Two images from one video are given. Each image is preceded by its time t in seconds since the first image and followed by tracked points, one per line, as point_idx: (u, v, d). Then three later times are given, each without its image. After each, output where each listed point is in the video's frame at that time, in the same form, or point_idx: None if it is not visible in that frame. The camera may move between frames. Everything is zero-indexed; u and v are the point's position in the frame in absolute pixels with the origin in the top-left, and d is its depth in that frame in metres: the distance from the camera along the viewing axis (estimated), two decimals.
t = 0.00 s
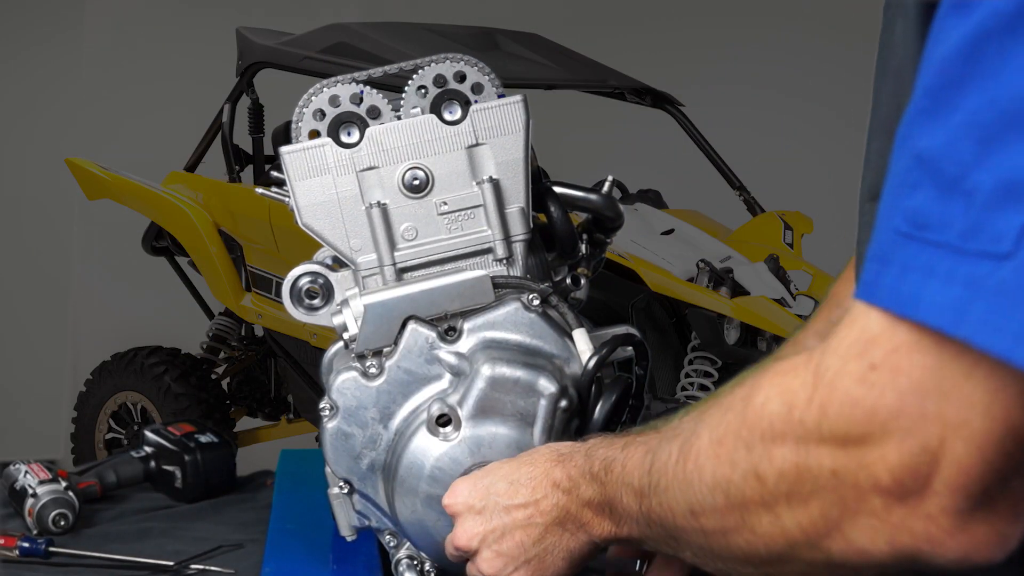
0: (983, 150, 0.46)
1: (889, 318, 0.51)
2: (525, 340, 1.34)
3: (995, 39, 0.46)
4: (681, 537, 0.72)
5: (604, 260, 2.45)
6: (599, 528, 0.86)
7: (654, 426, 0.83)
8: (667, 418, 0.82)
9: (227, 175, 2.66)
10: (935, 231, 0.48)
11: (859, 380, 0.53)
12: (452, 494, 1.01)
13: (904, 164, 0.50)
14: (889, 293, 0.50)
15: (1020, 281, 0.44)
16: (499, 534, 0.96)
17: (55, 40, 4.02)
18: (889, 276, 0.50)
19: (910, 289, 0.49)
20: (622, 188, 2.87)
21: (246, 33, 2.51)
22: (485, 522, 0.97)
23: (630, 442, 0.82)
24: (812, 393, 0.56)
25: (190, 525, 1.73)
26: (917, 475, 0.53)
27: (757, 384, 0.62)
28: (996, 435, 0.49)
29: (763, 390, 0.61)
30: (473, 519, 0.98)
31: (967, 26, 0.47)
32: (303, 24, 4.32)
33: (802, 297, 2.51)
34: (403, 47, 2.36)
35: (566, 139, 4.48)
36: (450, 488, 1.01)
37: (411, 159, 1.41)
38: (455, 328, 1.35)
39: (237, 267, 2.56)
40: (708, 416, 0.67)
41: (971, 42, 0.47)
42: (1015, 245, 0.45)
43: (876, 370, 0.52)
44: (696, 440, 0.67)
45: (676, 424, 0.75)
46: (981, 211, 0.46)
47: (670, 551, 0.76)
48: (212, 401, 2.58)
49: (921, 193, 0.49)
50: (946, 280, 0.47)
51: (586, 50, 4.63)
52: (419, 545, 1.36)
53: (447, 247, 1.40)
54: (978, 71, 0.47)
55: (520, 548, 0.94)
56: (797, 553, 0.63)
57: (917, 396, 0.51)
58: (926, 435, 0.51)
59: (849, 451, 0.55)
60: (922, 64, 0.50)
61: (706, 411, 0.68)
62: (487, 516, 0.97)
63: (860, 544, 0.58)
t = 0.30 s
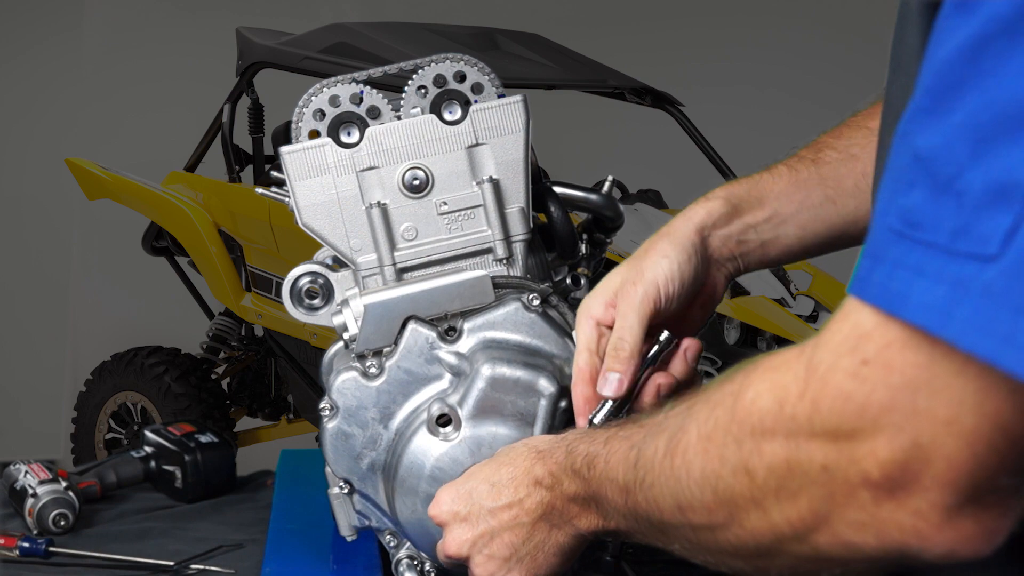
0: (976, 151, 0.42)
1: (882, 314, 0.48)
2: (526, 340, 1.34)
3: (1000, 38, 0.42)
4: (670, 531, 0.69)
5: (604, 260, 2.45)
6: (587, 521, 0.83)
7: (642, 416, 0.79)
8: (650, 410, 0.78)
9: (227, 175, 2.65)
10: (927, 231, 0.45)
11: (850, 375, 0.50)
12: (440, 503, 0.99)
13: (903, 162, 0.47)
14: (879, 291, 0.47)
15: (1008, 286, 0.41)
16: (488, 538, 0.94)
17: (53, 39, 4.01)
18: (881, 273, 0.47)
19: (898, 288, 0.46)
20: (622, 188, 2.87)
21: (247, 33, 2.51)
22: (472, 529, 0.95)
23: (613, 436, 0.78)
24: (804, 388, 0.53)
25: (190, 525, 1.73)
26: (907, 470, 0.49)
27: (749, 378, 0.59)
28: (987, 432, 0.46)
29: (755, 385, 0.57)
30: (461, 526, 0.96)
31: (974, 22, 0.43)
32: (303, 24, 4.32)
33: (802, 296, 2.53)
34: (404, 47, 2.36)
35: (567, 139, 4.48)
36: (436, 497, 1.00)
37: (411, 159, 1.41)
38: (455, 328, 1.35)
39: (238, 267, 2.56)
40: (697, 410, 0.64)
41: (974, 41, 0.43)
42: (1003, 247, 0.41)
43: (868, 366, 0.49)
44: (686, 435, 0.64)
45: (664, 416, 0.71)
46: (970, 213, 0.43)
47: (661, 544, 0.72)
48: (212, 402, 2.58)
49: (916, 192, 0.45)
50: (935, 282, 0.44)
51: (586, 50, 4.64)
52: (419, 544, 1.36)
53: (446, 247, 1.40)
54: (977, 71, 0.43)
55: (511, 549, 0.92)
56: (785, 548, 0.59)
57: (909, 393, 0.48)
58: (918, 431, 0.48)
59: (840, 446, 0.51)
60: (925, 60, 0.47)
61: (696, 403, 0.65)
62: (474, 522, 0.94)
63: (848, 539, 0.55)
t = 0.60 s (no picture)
0: (989, 148, 0.41)
1: (891, 311, 0.48)
2: (526, 340, 1.34)
3: (1009, 32, 0.41)
4: (673, 535, 0.68)
5: (603, 260, 2.45)
6: (591, 526, 0.82)
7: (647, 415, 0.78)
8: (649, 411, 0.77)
9: (227, 175, 2.65)
10: (938, 225, 0.43)
11: (859, 374, 0.50)
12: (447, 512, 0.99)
13: (910, 159, 0.45)
14: (888, 287, 0.46)
15: None
16: (496, 553, 0.93)
17: (53, 40, 3.95)
18: (889, 269, 0.46)
19: (908, 285, 0.45)
20: (622, 188, 2.87)
21: (247, 33, 2.51)
22: (481, 542, 0.94)
23: (614, 440, 0.77)
24: (812, 387, 0.53)
25: (191, 525, 1.73)
26: (915, 468, 0.49)
27: (755, 379, 0.58)
28: (994, 429, 0.46)
29: (761, 386, 0.57)
30: (469, 540, 0.96)
31: (984, 21, 0.42)
32: (303, 24, 4.32)
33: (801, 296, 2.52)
34: (403, 47, 2.36)
35: (567, 139, 4.48)
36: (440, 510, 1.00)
37: (411, 159, 1.41)
38: (455, 328, 1.35)
39: (238, 267, 2.56)
40: (700, 409, 0.64)
41: (986, 37, 0.42)
42: (1018, 244, 0.41)
43: (876, 364, 0.49)
44: (689, 437, 0.63)
45: (665, 417, 0.71)
46: (984, 209, 0.42)
47: (663, 546, 0.71)
48: (212, 402, 2.58)
49: (928, 189, 0.44)
50: (946, 277, 0.43)
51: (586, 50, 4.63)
52: (418, 544, 1.36)
53: (447, 247, 1.40)
54: (991, 66, 0.42)
55: (521, 561, 0.91)
56: (791, 549, 0.58)
57: (916, 389, 0.47)
58: (927, 429, 0.47)
59: (848, 446, 0.51)
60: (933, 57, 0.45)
61: (699, 402, 0.65)
62: (482, 535, 0.94)
63: (854, 538, 0.54)
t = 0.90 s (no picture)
0: (1005, 134, 0.40)
1: (904, 309, 0.46)
2: (527, 341, 1.34)
3: None
4: (671, 547, 0.66)
5: (604, 260, 2.45)
6: (576, 546, 0.82)
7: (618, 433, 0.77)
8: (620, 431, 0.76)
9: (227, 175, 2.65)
10: (950, 217, 0.41)
11: (875, 375, 0.47)
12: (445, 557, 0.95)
13: (920, 152, 0.43)
14: (900, 282, 0.44)
15: None
16: None
17: (53, 39, 4.08)
18: (901, 265, 0.44)
19: (923, 279, 0.42)
20: (622, 188, 2.87)
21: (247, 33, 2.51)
22: None
23: (588, 462, 0.76)
24: (825, 393, 0.50)
25: (191, 525, 1.73)
26: (932, 469, 0.47)
27: (757, 386, 0.56)
28: (1015, 425, 0.44)
29: (767, 395, 0.54)
30: None
31: (989, 16, 0.41)
32: (303, 23, 4.32)
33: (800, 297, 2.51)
34: (404, 47, 2.36)
35: (566, 140, 4.48)
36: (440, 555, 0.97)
37: (413, 159, 1.41)
38: (456, 328, 1.35)
39: (238, 267, 2.56)
40: (690, 421, 0.61)
41: (1004, 23, 0.40)
42: None
43: (893, 364, 0.47)
44: (682, 450, 0.61)
45: (645, 432, 0.68)
46: (1002, 196, 0.39)
47: (655, 558, 0.70)
48: (212, 402, 2.58)
49: (938, 181, 0.42)
50: (963, 266, 0.41)
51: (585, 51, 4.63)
52: (419, 545, 1.37)
53: (446, 247, 1.40)
54: (1002, 56, 0.41)
55: None
56: (798, 555, 0.57)
57: (936, 390, 0.45)
58: (946, 431, 0.46)
59: (862, 449, 0.49)
60: (939, 48, 0.44)
61: (688, 413, 0.62)
62: None
63: (864, 544, 0.52)
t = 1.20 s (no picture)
0: (978, 120, 0.41)
1: (877, 293, 0.47)
2: (526, 341, 1.34)
3: (997, 17, 0.41)
4: (655, 551, 0.66)
5: (604, 260, 2.45)
6: (568, 562, 0.82)
7: (599, 449, 0.78)
8: (604, 444, 0.77)
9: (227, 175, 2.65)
10: (927, 203, 0.43)
11: (847, 359, 0.48)
12: None
13: (898, 141, 0.45)
14: (877, 267, 0.45)
15: None
16: None
17: (53, 39, 4.09)
18: (879, 249, 0.45)
19: (901, 260, 0.44)
20: (622, 188, 2.87)
21: (247, 33, 2.51)
22: None
23: (572, 476, 0.76)
24: (798, 380, 0.51)
25: (191, 525, 1.73)
26: (903, 450, 0.48)
27: (733, 380, 0.56)
28: (984, 407, 0.45)
29: (742, 387, 0.55)
30: None
31: (958, 11, 0.43)
32: (303, 23, 4.32)
33: (802, 297, 2.51)
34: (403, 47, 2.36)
35: (566, 140, 4.49)
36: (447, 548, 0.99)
37: (412, 159, 1.41)
38: (455, 329, 1.35)
39: (238, 267, 2.56)
40: (668, 420, 0.61)
41: (975, 13, 0.42)
42: (1014, 211, 0.40)
43: (864, 349, 0.48)
44: (660, 451, 0.61)
45: (624, 442, 0.69)
46: (976, 179, 0.41)
47: (641, 565, 0.70)
48: (212, 402, 2.58)
49: (914, 166, 0.44)
50: (940, 250, 0.42)
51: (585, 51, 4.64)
52: (419, 545, 1.36)
53: (446, 247, 1.40)
54: (978, 42, 0.42)
55: None
56: (779, 548, 0.58)
57: (907, 373, 0.46)
58: (915, 412, 0.47)
59: (835, 433, 0.50)
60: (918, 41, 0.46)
61: (665, 416, 0.62)
62: None
63: (842, 530, 0.53)
